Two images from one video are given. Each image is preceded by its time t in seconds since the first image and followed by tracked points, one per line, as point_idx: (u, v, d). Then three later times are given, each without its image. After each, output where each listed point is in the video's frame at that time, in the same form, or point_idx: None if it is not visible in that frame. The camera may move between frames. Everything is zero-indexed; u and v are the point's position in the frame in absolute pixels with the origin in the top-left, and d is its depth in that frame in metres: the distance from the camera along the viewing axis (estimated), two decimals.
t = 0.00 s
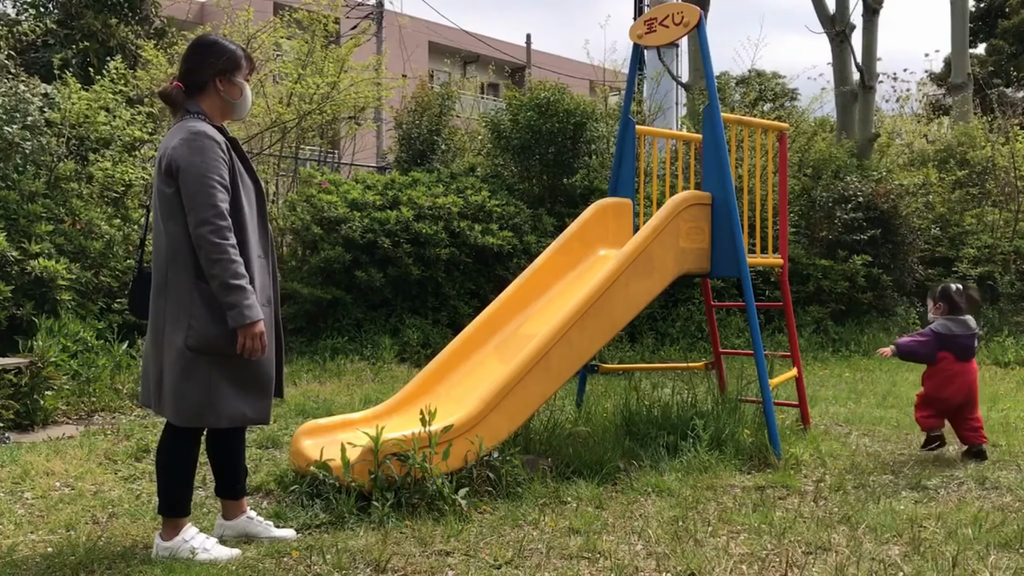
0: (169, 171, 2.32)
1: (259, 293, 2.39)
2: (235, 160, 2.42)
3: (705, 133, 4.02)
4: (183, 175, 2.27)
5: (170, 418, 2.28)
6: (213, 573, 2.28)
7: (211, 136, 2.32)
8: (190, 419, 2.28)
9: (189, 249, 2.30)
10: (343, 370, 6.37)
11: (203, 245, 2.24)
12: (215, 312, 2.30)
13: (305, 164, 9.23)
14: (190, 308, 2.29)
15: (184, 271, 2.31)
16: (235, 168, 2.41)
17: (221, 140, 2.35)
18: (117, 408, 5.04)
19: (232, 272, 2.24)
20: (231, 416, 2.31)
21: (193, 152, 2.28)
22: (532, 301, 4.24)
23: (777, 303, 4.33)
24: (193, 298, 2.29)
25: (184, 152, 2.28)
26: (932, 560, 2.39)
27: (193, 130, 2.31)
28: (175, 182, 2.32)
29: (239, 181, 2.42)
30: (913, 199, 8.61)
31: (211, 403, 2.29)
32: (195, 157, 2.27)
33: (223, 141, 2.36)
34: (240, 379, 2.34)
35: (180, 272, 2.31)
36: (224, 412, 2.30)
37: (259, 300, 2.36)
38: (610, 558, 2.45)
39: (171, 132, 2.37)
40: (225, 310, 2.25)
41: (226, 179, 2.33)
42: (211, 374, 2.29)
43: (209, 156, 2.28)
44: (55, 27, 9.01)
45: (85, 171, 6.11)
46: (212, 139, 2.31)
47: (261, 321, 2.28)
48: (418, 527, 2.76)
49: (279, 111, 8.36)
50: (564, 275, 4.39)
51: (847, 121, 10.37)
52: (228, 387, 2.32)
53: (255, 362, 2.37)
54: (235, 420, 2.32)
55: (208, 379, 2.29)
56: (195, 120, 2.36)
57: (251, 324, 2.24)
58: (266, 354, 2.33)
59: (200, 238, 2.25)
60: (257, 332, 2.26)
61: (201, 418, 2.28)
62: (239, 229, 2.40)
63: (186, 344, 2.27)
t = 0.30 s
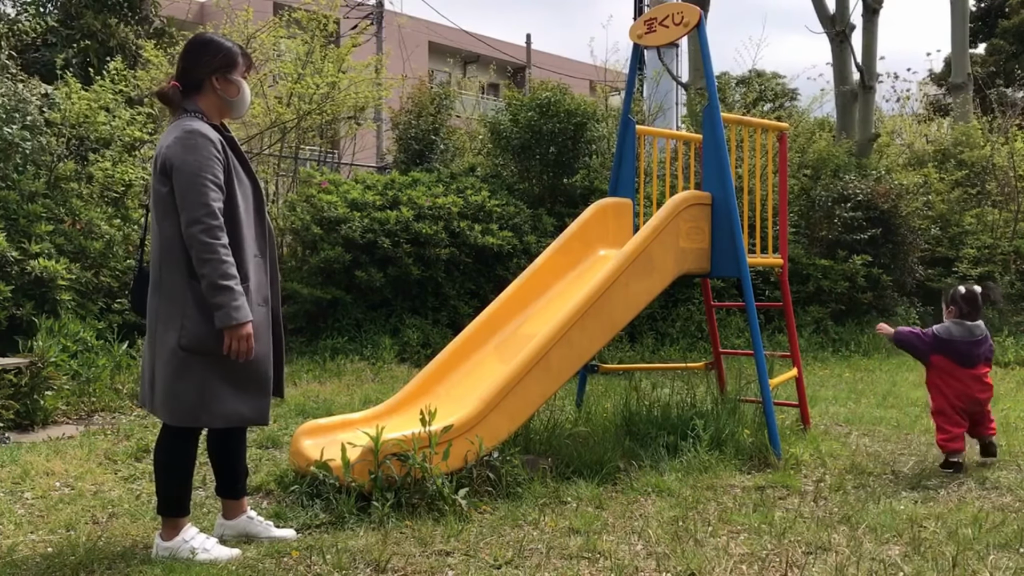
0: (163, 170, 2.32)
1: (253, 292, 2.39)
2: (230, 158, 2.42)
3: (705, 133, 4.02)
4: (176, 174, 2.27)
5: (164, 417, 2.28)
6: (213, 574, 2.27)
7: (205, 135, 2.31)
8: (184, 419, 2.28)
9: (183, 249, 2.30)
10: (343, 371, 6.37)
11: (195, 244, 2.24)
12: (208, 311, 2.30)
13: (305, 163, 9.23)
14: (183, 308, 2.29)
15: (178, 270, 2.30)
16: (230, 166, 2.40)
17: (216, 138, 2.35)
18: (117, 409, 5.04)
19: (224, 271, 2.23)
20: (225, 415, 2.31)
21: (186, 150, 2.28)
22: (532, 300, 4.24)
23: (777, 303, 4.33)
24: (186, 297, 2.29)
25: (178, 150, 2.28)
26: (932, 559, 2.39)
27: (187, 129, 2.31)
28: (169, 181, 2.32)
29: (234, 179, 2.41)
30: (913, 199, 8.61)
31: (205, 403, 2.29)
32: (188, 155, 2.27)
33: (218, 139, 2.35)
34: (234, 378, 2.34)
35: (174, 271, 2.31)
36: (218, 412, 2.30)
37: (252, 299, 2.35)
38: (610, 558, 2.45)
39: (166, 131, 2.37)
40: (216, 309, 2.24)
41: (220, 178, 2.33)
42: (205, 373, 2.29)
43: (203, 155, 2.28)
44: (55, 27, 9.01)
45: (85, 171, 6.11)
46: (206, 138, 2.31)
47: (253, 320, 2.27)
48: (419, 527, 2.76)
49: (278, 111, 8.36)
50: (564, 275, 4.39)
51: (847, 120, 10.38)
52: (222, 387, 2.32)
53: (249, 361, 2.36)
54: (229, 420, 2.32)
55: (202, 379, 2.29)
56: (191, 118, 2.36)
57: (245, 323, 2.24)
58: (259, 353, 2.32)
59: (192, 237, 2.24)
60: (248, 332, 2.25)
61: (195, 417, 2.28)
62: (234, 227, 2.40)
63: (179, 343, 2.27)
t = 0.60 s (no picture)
0: (161, 169, 2.32)
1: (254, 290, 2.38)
2: (228, 156, 2.42)
3: (705, 134, 4.02)
4: (174, 172, 2.27)
5: (165, 417, 2.28)
6: (212, 574, 2.27)
7: (201, 132, 2.31)
8: (186, 418, 2.28)
9: (183, 248, 2.30)
10: (343, 371, 6.37)
11: (195, 242, 2.24)
12: (209, 310, 2.30)
13: (305, 163, 9.24)
14: (184, 306, 2.29)
15: (178, 269, 2.31)
16: (228, 163, 2.40)
17: (213, 135, 2.34)
18: (117, 408, 5.04)
19: (224, 269, 2.23)
20: (227, 414, 2.31)
21: (184, 148, 2.27)
22: (532, 300, 4.24)
23: (778, 303, 4.33)
24: (187, 295, 2.29)
25: (175, 149, 2.28)
26: (931, 559, 2.39)
27: (184, 127, 2.31)
28: (168, 180, 2.32)
29: (233, 177, 2.41)
30: (913, 199, 8.61)
31: (207, 401, 2.29)
32: (186, 153, 2.27)
33: (215, 137, 2.35)
34: (236, 377, 2.34)
35: (173, 271, 2.31)
36: (220, 410, 2.30)
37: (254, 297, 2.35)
38: (610, 558, 2.45)
39: (163, 129, 2.37)
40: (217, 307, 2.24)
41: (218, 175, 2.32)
42: (206, 372, 2.29)
43: (201, 153, 2.28)
44: (56, 27, 9.02)
45: (85, 171, 6.11)
46: (204, 135, 2.31)
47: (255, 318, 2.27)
48: (419, 527, 2.76)
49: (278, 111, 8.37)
50: (564, 275, 4.39)
51: (847, 120, 10.39)
52: (224, 386, 2.32)
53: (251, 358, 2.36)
54: (231, 418, 2.32)
55: (204, 378, 2.29)
56: (187, 117, 2.36)
57: (247, 320, 2.24)
58: (262, 351, 2.32)
59: (191, 235, 2.24)
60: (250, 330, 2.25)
61: (198, 415, 2.28)
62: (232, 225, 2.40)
63: (180, 342, 2.27)
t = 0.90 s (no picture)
0: (166, 166, 2.32)
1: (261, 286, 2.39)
2: (231, 154, 2.42)
3: (705, 134, 4.02)
4: (179, 169, 2.27)
5: (171, 415, 2.27)
6: (213, 573, 2.27)
7: (207, 130, 2.31)
8: (193, 416, 2.27)
9: (188, 245, 2.30)
10: (343, 371, 6.37)
11: (204, 238, 2.25)
12: (217, 307, 2.30)
13: (305, 163, 9.25)
14: (191, 303, 2.29)
15: (184, 266, 2.30)
16: (232, 161, 2.41)
17: (218, 133, 2.35)
18: (118, 408, 5.04)
19: (234, 266, 2.24)
20: (236, 411, 2.31)
21: (190, 145, 2.27)
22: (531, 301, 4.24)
23: (778, 303, 4.33)
24: (193, 293, 2.30)
25: (179, 146, 2.28)
26: (932, 559, 2.39)
27: (189, 124, 2.31)
28: (172, 178, 2.32)
29: (237, 175, 2.42)
30: (913, 200, 8.62)
31: (215, 399, 2.29)
32: (192, 151, 2.27)
33: (220, 135, 2.35)
34: (243, 373, 2.35)
35: (179, 268, 2.31)
36: (228, 408, 2.30)
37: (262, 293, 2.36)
38: (610, 558, 2.45)
39: (166, 127, 2.37)
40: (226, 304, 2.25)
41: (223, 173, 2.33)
42: (214, 370, 2.29)
43: (205, 150, 2.28)
44: (56, 28, 9.02)
45: (85, 171, 6.10)
46: (208, 132, 2.31)
47: (267, 314, 2.29)
48: (419, 527, 2.76)
49: (279, 112, 8.37)
50: (564, 275, 4.39)
51: (848, 120, 10.38)
52: (231, 383, 2.32)
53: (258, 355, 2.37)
54: (238, 416, 2.32)
55: (212, 375, 2.29)
56: (190, 115, 2.36)
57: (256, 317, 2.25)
58: (272, 347, 2.34)
59: (200, 232, 2.25)
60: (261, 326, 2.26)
61: (205, 413, 2.28)
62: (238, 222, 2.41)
63: (187, 340, 2.27)
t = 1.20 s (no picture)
0: (169, 164, 2.32)
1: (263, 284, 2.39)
2: (235, 153, 2.43)
3: (705, 134, 4.02)
4: (183, 166, 2.27)
5: (171, 412, 2.26)
6: (213, 573, 2.27)
7: (212, 128, 2.32)
8: (193, 413, 2.27)
9: (190, 242, 2.30)
10: (343, 371, 6.37)
11: (207, 234, 2.25)
12: (218, 303, 2.30)
13: (306, 163, 9.26)
14: (193, 299, 2.29)
15: (186, 263, 2.30)
16: (235, 159, 2.41)
17: (222, 131, 2.35)
18: (118, 408, 5.05)
19: (237, 261, 2.24)
20: (238, 408, 2.31)
21: (194, 142, 2.28)
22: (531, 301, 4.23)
23: (778, 303, 4.33)
24: (195, 289, 2.30)
25: (183, 144, 2.28)
26: (932, 559, 2.39)
27: (193, 122, 2.31)
28: (175, 175, 2.32)
29: (240, 173, 2.42)
30: (913, 200, 8.62)
31: (215, 395, 2.29)
32: (196, 148, 2.27)
33: (225, 133, 2.36)
34: (244, 370, 2.35)
35: (180, 265, 2.31)
36: (228, 404, 2.30)
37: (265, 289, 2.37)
38: (610, 558, 2.45)
39: (170, 125, 2.37)
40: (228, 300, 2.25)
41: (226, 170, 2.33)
42: (215, 366, 2.29)
43: (209, 147, 2.28)
44: (56, 28, 9.03)
45: (85, 171, 6.06)
46: (213, 130, 2.32)
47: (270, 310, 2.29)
48: (419, 527, 2.75)
49: (279, 112, 8.37)
50: (563, 275, 4.39)
51: (848, 120, 10.38)
52: (231, 379, 2.32)
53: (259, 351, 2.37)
54: (238, 413, 2.32)
55: (213, 371, 2.29)
56: (194, 113, 2.36)
57: (259, 313, 2.25)
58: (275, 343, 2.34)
59: (203, 228, 2.25)
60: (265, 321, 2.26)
61: (207, 409, 2.28)
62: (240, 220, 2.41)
63: (188, 335, 2.27)
